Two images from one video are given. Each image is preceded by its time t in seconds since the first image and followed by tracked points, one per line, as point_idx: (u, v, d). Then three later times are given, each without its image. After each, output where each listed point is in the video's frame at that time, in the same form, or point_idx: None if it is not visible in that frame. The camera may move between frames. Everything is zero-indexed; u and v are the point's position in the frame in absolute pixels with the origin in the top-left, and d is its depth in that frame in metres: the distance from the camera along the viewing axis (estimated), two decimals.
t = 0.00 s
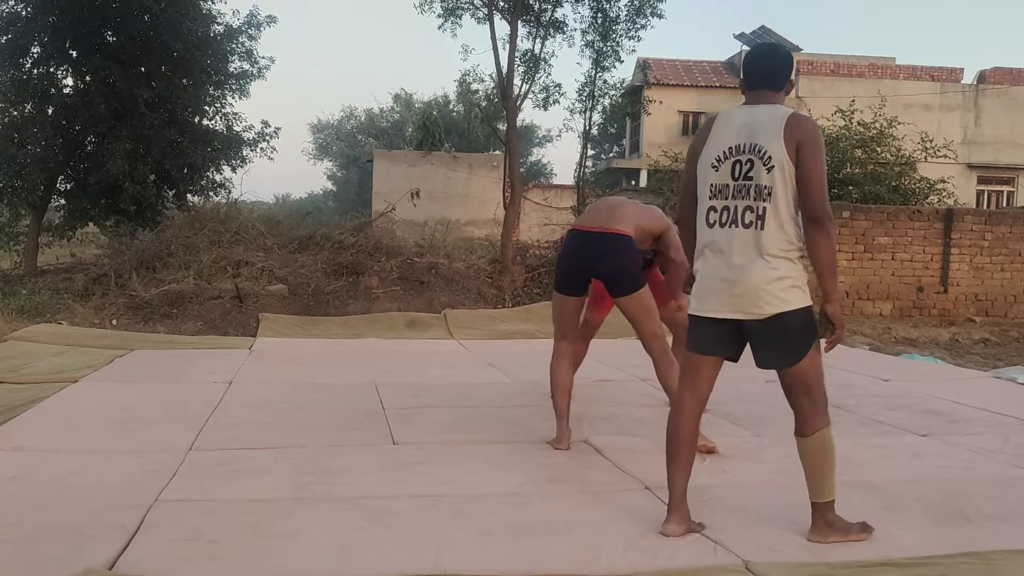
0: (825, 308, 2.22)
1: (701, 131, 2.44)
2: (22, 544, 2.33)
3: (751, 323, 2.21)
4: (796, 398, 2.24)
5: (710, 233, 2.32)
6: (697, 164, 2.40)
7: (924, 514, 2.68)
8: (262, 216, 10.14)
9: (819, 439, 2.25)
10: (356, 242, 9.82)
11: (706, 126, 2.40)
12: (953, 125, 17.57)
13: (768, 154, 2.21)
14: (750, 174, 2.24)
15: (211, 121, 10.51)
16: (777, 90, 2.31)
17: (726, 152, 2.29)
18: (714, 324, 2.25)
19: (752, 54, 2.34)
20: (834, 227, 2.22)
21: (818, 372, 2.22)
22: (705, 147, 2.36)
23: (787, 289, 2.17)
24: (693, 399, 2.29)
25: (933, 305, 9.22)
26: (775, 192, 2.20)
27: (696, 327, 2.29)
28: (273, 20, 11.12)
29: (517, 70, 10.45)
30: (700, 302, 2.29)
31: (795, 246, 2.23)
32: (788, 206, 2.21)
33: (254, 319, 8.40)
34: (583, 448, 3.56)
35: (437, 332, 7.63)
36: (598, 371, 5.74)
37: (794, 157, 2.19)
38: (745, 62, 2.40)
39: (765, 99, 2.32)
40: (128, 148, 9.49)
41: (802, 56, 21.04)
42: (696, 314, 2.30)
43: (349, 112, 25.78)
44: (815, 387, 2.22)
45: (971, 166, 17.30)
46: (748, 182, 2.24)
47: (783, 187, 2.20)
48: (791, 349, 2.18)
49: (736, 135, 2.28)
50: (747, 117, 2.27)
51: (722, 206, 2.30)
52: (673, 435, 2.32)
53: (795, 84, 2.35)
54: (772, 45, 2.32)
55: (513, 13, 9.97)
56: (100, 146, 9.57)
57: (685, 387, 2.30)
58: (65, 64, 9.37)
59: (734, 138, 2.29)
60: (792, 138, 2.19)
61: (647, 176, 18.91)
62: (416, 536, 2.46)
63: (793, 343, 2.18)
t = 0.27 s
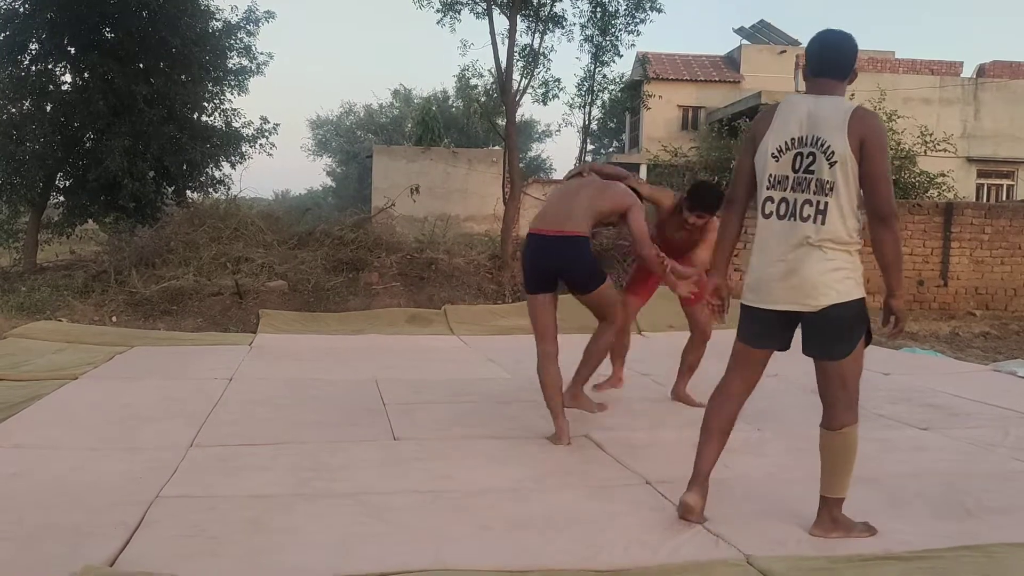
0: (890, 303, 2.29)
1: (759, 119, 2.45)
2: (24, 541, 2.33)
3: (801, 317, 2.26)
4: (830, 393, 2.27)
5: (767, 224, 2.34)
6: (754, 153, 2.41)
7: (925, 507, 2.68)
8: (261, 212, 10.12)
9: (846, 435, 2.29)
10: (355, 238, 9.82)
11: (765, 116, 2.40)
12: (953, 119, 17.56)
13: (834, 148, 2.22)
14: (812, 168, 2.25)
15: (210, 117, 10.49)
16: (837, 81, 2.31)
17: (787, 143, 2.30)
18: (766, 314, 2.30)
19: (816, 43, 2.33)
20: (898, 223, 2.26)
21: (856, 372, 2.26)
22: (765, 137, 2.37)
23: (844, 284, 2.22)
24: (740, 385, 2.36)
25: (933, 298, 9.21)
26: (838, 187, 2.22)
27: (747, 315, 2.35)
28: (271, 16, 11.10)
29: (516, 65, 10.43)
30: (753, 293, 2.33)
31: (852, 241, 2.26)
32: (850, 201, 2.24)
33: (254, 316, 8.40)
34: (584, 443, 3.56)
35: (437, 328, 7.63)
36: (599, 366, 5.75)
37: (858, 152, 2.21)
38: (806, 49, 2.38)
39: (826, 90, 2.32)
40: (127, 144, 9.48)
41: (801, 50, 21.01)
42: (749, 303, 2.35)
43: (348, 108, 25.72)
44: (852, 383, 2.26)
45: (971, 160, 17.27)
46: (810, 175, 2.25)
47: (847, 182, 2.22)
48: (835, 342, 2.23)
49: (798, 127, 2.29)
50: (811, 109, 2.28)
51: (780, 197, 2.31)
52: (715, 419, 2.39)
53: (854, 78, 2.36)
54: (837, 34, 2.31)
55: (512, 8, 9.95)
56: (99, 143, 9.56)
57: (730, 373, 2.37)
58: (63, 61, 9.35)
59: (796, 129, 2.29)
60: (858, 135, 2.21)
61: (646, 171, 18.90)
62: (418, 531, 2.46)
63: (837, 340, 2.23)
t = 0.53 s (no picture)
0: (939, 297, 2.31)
1: (797, 111, 2.45)
2: (25, 535, 2.34)
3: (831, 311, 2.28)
4: (846, 383, 2.28)
5: (804, 218, 2.34)
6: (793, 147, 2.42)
7: (925, 502, 2.69)
8: (262, 207, 10.12)
9: (861, 428, 2.29)
10: (356, 233, 9.81)
11: (804, 109, 2.40)
12: (953, 113, 17.53)
13: (877, 145, 2.23)
14: (854, 164, 2.26)
15: (210, 112, 10.47)
16: (876, 78, 2.34)
17: (829, 138, 2.31)
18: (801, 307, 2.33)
19: (854, 38, 2.35)
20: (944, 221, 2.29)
21: (878, 366, 2.27)
22: (805, 131, 2.37)
23: (880, 279, 2.23)
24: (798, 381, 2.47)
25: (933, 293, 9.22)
26: (880, 183, 2.24)
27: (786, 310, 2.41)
28: (271, 10, 11.07)
29: (516, 60, 10.41)
30: (791, 288, 2.34)
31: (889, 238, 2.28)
32: (893, 196, 2.25)
33: (254, 310, 8.40)
34: (584, 437, 3.57)
35: (437, 323, 7.63)
36: (599, 360, 5.76)
37: (902, 150, 2.23)
38: (845, 44, 2.40)
39: (864, 85, 2.34)
40: (127, 139, 9.47)
41: (802, 44, 20.98)
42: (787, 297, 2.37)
43: (348, 102, 25.66)
44: (872, 377, 2.27)
45: (972, 154, 17.25)
46: (851, 171, 2.27)
47: (889, 178, 2.23)
48: (860, 338, 2.24)
49: (841, 121, 2.30)
50: (854, 104, 2.29)
51: (819, 192, 2.32)
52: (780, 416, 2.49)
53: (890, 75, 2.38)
54: (879, 32, 2.32)
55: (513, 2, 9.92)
56: (98, 137, 9.55)
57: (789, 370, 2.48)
58: (62, 55, 9.33)
59: (839, 124, 2.30)
60: (902, 132, 2.23)
61: (646, 165, 18.88)
62: (419, 525, 2.47)
63: (865, 334, 2.24)
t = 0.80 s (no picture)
0: (950, 288, 2.33)
1: (814, 111, 2.44)
2: (28, 528, 2.35)
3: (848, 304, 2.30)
4: (860, 373, 2.27)
5: (827, 216, 2.35)
6: (813, 147, 2.42)
7: (926, 494, 2.70)
8: (262, 200, 10.12)
9: (870, 418, 2.27)
10: (357, 226, 9.81)
11: (822, 109, 2.40)
12: (954, 107, 17.51)
13: (897, 141, 2.23)
14: (874, 160, 2.26)
15: (211, 105, 10.47)
16: (890, 75, 2.34)
17: (849, 136, 2.31)
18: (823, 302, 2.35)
19: (867, 37, 2.35)
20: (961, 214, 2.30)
21: (893, 358, 2.27)
22: (824, 130, 2.37)
23: (905, 273, 2.24)
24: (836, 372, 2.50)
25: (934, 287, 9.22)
26: (901, 178, 2.24)
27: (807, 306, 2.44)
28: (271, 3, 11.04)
29: (517, 53, 10.39)
30: (814, 283, 2.37)
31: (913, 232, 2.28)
32: (913, 191, 2.25)
33: (255, 304, 8.41)
34: (586, 430, 3.58)
35: (438, 316, 7.64)
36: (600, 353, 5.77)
37: (922, 146, 2.23)
38: (857, 44, 2.39)
39: (878, 82, 2.35)
40: (127, 132, 9.46)
41: (803, 37, 20.93)
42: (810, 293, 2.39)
43: (348, 95, 25.61)
44: (886, 369, 2.26)
45: (973, 147, 17.23)
46: (872, 168, 2.26)
47: (910, 174, 2.24)
48: (877, 329, 2.25)
49: (859, 120, 2.29)
50: (871, 102, 2.29)
51: (842, 189, 2.32)
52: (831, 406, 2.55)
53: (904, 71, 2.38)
54: (891, 31, 2.33)
55: None
56: (99, 130, 9.54)
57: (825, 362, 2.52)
58: (63, 48, 9.33)
59: (856, 123, 2.30)
60: (920, 127, 2.23)
61: (647, 159, 18.88)
62: (421, 517, 2.49)
63: (880, 325, 2.24)
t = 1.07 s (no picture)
0: (969, 275, 2.38)
1: (829, 114, 2.46)
2: (33, 517, 2.37)
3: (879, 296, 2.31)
4: (892, 359, 2.30)
5: (854, 216, 2.36)
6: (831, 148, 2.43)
7: (930, 489, 2.70)
8: (267, 191, 10.13)
9: (897, 402, 2.28)
10: (361, 218, 9.81)
11: (837, 110, 2.42)
12: (960, 101, 17.44)
13: (913, 134, 2.27)
14: (894, 155, 2.29)
15: (216, 96, 10.46)
16: (895, 71, 2.38)
17: (865, 135, 2.34)
18: (855, 299, 2.35)
19: (867, 36, 2.40)
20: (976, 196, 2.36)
21: (922, 351, 2.29)
22: (841, 131, 2.39)
23: (936, 263, 2.27)
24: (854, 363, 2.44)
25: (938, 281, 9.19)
26: (923, 171, 2.26)
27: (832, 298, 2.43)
28: None
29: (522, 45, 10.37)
30: (842, 279, 2.37)
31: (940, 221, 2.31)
32: (934, 181, 2.29)
33: (259, 295, 8.43)
34: (590, 423, 3.59)
35: (442, 308, 7.64)
36: (604, 346, 5.78)
37: (938, 135, 2.27)
38: (860, 43, 2.43)
39: (886, 80, 2.38)
40: (132, 123, 9.47)
41: (809, 31, 20.85)
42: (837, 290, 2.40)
43: (353, 87, 25.57)
44: (917, 360, 2.29)
45: (979, 142, 17.16)
46: (892, 163, 2.29)
47: (931, 166, 2.27)
48: (911, 320, 2.27)
49: (873, 118, 2.33)
50: (883, 99, 2.32)
51: (866, 187, 2.34)
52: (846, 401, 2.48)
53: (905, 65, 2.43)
54: (893, 29, 2.37)
55: None
56: (104, 122, 9.55)
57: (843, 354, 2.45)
58: (68, 39, 9.32)
59: (872, 121, 2.33)
60: (934, 118, 2.27)
61: (651, 152, 18.84)
62: (426, 509, 2.50)
63: (910, 316, 2.27)
